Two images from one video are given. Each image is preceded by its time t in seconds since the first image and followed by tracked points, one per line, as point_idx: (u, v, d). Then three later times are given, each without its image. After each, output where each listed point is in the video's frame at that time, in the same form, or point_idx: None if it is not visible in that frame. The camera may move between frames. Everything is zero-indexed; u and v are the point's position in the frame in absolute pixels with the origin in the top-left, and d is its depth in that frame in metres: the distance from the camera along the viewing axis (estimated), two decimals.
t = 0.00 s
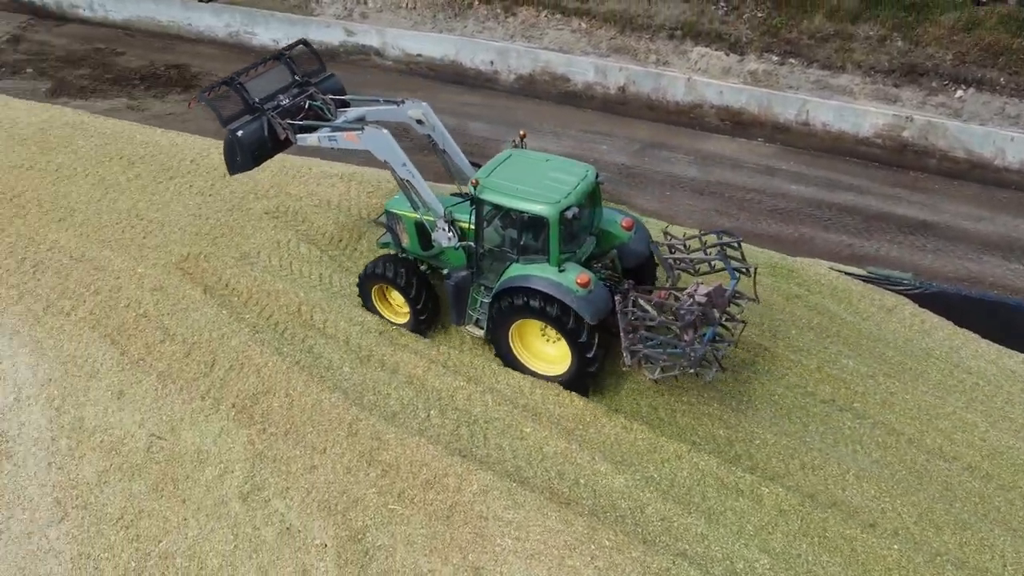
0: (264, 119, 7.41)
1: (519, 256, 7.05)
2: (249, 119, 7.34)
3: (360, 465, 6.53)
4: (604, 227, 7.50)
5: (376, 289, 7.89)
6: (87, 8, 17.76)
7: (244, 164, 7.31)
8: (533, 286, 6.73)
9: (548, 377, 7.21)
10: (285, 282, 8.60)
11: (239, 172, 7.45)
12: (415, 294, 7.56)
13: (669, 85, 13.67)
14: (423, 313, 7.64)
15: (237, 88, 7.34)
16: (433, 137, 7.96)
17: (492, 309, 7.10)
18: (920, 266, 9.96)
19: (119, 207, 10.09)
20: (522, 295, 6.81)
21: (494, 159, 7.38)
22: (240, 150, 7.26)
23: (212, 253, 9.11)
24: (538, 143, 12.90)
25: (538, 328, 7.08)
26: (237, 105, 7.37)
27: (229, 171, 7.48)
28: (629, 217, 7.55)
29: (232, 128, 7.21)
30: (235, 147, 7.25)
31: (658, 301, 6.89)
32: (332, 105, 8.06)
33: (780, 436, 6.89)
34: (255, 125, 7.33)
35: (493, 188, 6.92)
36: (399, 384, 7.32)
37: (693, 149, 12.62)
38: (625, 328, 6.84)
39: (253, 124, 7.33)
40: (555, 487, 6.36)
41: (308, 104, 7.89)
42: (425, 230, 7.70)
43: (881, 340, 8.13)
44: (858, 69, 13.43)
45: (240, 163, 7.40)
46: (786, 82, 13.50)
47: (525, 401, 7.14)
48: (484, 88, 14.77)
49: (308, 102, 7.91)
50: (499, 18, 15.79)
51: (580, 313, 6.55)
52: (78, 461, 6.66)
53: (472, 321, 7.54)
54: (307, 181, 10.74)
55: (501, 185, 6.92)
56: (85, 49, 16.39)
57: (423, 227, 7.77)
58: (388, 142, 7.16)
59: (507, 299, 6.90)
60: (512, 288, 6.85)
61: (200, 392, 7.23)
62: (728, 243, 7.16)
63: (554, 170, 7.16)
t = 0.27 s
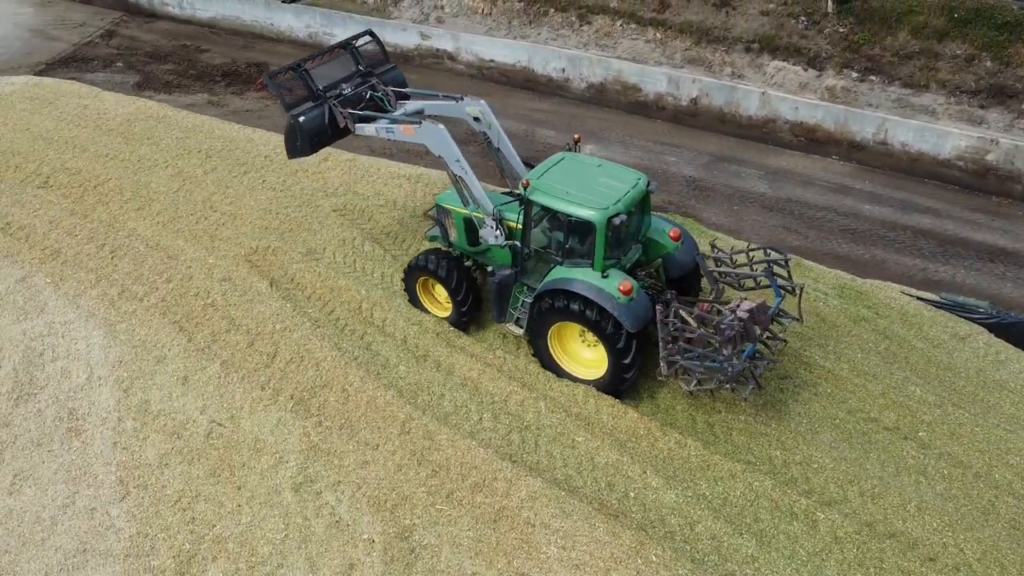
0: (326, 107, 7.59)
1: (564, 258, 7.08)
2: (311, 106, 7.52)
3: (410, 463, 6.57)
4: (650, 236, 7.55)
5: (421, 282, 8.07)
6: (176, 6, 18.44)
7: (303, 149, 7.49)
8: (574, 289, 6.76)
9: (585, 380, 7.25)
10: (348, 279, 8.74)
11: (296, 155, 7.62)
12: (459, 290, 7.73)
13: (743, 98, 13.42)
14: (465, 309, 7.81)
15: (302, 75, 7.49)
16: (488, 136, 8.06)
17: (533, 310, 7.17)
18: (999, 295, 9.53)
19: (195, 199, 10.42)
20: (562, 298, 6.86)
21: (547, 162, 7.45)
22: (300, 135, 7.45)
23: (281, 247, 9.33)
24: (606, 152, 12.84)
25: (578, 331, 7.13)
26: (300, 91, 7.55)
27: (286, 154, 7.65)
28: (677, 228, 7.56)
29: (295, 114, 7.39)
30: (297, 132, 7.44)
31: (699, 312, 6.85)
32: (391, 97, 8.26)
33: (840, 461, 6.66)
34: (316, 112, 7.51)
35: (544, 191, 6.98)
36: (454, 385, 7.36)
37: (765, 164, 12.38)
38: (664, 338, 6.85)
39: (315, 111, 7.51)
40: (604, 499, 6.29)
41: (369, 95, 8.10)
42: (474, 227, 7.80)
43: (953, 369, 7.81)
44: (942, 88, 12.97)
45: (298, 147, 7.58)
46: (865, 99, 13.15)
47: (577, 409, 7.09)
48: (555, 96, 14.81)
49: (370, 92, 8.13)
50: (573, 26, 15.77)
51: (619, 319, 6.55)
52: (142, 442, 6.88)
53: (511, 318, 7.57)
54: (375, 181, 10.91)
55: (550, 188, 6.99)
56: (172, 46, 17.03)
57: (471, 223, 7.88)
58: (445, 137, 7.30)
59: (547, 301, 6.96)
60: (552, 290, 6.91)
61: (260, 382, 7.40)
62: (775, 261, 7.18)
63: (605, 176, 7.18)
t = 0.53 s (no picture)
0: (331, 106, 7.65)
1: (564, 260, 7.08)
2: (316, 106, 7.59)
3: (416, 466, 6.57)
4: (652, 238, 7.49)
5: (422, 282, 8.13)
6: (188, 10, 18.54)
7: (307, 148, 7.54)
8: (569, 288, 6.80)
9: (588, 381, 7.25)
10: (356, 281, 8.76)
11: (300, 153, 7.69)
12: (460, 290, 7.77)
13: (752, 103, 13.42)
14: (465, 309, 7.86)
15: (307, 74, 7.56)
16: (491, 137, 8.09)
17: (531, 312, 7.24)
18: (1010, 300, 9.46)
19: (204, 201, 10.46)
20: (557, 298, 6.92)
21: (548, 163, 7.45)
22: (304, 135, 7.51)
23: (289, 249, 9.35)
24: (614, 156, 12.82)
25: (576, 331, 7.16)
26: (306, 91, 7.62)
27: (291, 153, 7.74)
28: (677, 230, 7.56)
29: (300, 113, 7.47)
30: (301, 131, 7.50)
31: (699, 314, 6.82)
32: (396, 97, 8.24)
33: (847, 467, 6.62)
34: (321, 112, 7.56)
35: (545, 192, 6.98)
36: (460, 388, 7.35)
37: (774, 169, 12.34)
38: (663, 339, 6.81)
39: (320, 110, 7.56)
40: (610, 503, 6.26)
41: (373, 95, 8.11)
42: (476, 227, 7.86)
43: (962, 375, 7.75)
44: (953, 93, 12.91)
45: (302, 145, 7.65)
46: (875, 104, 13.12)
47: (584, 413, 7.07)
48: (564, 100, 14.82)
49: (375, 93, 8.13)
50: (582, 30, 15.76)
51: (614, 315, 6.56)
52: (150, 444, 6.91)
53: (511, 318, 7.56)
54: (384, 184, 10.93)
55: (551, 189, 7.00)
56: (184, 49, 17.12)
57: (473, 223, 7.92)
58: (448, 137, 7.31)
59: (543, 303, 7.03)
60: (547, 291, 6.97)
61: (268, 384, 7.41)
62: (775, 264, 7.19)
63: (606, 178, 7.18)
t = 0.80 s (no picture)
0: (330, 112, 7.70)
1: (565, 262, 7.08)
2: (316, 111, 7.65)
3: (417, 468, 6.57)
4: (652, 239, 7.49)
5: (423, 285, 8.12)
6: (188, 12, 18.55)
7: (308, 153, 7.62)
8: (571, 290, 6.79)
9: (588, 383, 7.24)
10: (356, 283, 8.76)
11: (299, 158, 7.76)
12: (461, 293, 7.76)
13: (752, 104, 13.42)
14: (466, 312, 7.85)
15: (308, 79, 7.58)
16: (491, 140, 8.07)
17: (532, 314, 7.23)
18: (1010, 301, 9.45)
19: (204, 203, 10.46)
20: (560, 300, 6.91)
21: (548, 166, 7.47)
22: (305, 140, 7.59)
23: (289, 251, 9.36)
24: (614, 157, 12.82)
25: (577, 333, 7.14)
26: (306, 95, 7.69)
27: (291, 156, 7.82)
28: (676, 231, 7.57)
29: (300, 119, 7.53)
30: (302, 137, 7.58)
31: (700, 314, 6.82)
32: (395, 102, 8.30)
33: (848, 467, 6.61)
34: (321, 117, 7.63)
35: (544, 194, 6.99)
36: (460, 389, 7.35)
37: (774, 170, 12.34)
38: (665, 340, 6.81)
39: (320, 116, 7.63)
40: (610, 504, 6.26)
41: (373, 100, 8.16)
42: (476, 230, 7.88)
43: (962, 376, 7.75)
44: (953, 94, 12.91)
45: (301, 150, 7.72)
46: (875, 105, 13.12)
47: (584, 415, 7.06)
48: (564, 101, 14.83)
49: (374, 98, 8.18)
50: (582, 32, 15.76)
51: (616, 318, 6.56)
52: (150, 446, 6.91)
53: (513, 321, 7.57)
54: (384, 186, 10.93)
55: (551, 191, 7.01)
56: (184, 51, 17.13)
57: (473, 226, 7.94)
58: (447, 141, 7.32)
59: (546, 304, 7.02)
60: (549, 293, 6.96)
61: (268, 386, 7.41)
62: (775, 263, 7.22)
63: (605, 179, 7.19)
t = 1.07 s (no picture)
0: (336, 116, 7.68)
1: (572, 266, 7.03)
2: (322, 115, 7.62)
3: (418, 470, 6.58)
4: (660, 244, 7.42)
5: (430, 289, 8.03)
6: (188, 13, 18.55)
7: (313, 158, 7.63)
8: (579, 295, 6.73)
9: (593, 389, 7.20)
10: (357, 285, 8.76)
11: (304, 162, 7.74)
12: (468, 299, 7.67)
13: (752, 104, 13.43)
14: (473, 318, 7.77)
15: (313, 83, 7.58)
16: (497, 144, 8.05)
17: (542, 318, 7.15)
18: (1011, 301, 9.46)
19: (204, 205, 10.46)
20: (572, 306, 6.85)
21: (555, 170, 7.43)
22: (311, 145, 7.58)
23: (290, 253, 9.36)
24: (615, 158, 12.83)
25: (586, 339, 7.08)
26: (311, 100, 7.66)
27: (296, 161, 7.79)
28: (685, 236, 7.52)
29: (305, 123, 7.51)
30: (308, 141, 7.57)
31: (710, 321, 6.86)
32: (401, 106, 8.29)
33: (849, 468, 6.62)
34: (327, 122, 7.62)
35: (551, 198, 6.95)
36: (461, 391, 7.35)
37: (774, 170, 12.35)
38: (673, 346, 6.82)
39: (326, 120, 7.62)
40: (612, 505, 6.26)
41: (378, 104, 8.13)
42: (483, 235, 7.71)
43: (963, 376, 7.75)
44: (953, 94, 12.91)
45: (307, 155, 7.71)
46: (875, 106, 13.12)
47: (586, 416, 7.05)
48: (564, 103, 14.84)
49: (380, 102, 8.16)
50: (582, 33, 15.76)
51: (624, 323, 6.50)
52: (150, 448, 6.91)
53: (519, 326, 7.58)
54: (384, 188, 10.93)
55: (559, 196, 6.96)
56: (184, 53, 17.13)
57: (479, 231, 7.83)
58: (453, 145, 7.30)
59: (557, 309, 6.94)
60: (561, 297, 6.88)
61: (269, 387, 7.41)
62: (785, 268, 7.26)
63: (613, 184, 7.17)
